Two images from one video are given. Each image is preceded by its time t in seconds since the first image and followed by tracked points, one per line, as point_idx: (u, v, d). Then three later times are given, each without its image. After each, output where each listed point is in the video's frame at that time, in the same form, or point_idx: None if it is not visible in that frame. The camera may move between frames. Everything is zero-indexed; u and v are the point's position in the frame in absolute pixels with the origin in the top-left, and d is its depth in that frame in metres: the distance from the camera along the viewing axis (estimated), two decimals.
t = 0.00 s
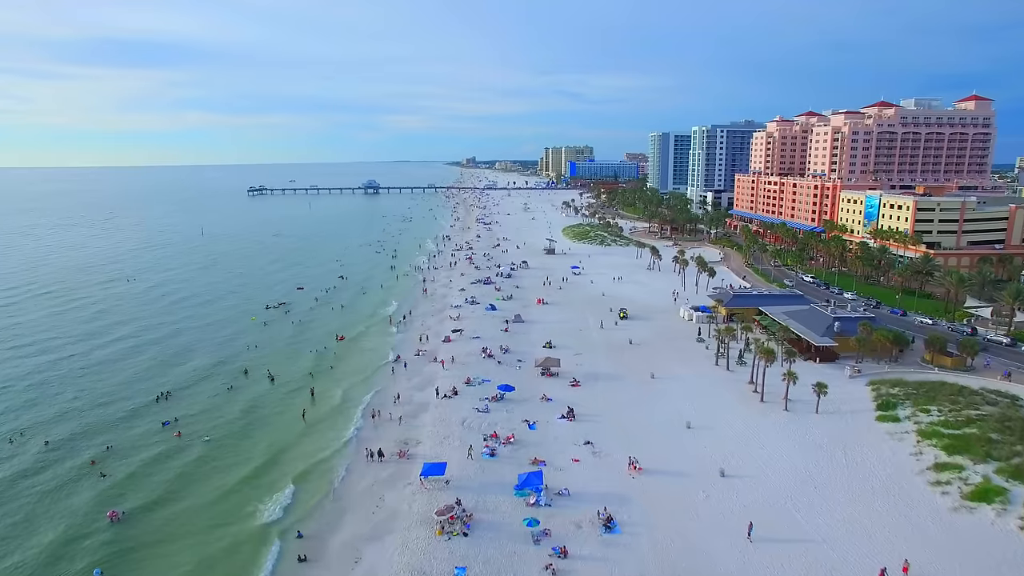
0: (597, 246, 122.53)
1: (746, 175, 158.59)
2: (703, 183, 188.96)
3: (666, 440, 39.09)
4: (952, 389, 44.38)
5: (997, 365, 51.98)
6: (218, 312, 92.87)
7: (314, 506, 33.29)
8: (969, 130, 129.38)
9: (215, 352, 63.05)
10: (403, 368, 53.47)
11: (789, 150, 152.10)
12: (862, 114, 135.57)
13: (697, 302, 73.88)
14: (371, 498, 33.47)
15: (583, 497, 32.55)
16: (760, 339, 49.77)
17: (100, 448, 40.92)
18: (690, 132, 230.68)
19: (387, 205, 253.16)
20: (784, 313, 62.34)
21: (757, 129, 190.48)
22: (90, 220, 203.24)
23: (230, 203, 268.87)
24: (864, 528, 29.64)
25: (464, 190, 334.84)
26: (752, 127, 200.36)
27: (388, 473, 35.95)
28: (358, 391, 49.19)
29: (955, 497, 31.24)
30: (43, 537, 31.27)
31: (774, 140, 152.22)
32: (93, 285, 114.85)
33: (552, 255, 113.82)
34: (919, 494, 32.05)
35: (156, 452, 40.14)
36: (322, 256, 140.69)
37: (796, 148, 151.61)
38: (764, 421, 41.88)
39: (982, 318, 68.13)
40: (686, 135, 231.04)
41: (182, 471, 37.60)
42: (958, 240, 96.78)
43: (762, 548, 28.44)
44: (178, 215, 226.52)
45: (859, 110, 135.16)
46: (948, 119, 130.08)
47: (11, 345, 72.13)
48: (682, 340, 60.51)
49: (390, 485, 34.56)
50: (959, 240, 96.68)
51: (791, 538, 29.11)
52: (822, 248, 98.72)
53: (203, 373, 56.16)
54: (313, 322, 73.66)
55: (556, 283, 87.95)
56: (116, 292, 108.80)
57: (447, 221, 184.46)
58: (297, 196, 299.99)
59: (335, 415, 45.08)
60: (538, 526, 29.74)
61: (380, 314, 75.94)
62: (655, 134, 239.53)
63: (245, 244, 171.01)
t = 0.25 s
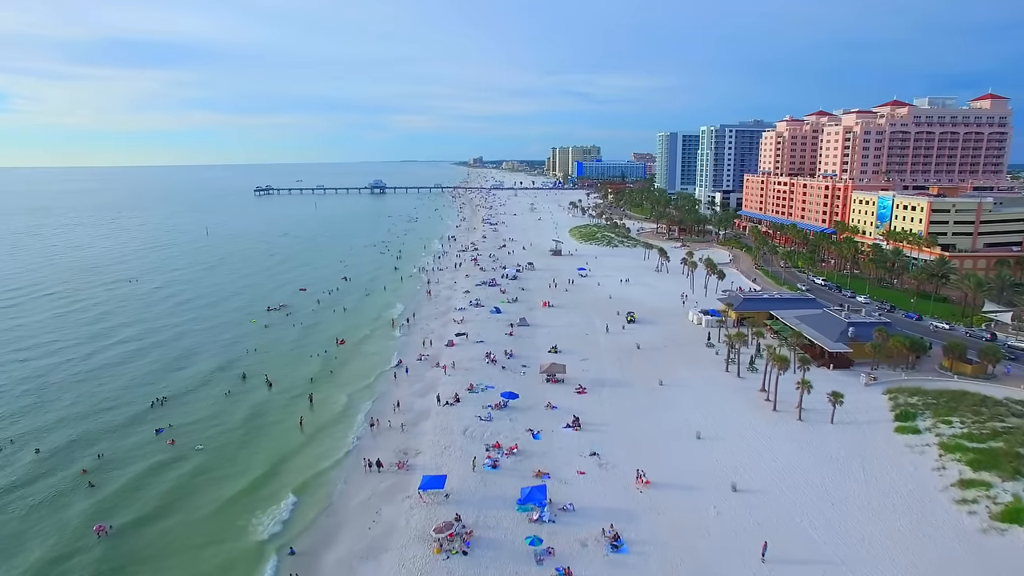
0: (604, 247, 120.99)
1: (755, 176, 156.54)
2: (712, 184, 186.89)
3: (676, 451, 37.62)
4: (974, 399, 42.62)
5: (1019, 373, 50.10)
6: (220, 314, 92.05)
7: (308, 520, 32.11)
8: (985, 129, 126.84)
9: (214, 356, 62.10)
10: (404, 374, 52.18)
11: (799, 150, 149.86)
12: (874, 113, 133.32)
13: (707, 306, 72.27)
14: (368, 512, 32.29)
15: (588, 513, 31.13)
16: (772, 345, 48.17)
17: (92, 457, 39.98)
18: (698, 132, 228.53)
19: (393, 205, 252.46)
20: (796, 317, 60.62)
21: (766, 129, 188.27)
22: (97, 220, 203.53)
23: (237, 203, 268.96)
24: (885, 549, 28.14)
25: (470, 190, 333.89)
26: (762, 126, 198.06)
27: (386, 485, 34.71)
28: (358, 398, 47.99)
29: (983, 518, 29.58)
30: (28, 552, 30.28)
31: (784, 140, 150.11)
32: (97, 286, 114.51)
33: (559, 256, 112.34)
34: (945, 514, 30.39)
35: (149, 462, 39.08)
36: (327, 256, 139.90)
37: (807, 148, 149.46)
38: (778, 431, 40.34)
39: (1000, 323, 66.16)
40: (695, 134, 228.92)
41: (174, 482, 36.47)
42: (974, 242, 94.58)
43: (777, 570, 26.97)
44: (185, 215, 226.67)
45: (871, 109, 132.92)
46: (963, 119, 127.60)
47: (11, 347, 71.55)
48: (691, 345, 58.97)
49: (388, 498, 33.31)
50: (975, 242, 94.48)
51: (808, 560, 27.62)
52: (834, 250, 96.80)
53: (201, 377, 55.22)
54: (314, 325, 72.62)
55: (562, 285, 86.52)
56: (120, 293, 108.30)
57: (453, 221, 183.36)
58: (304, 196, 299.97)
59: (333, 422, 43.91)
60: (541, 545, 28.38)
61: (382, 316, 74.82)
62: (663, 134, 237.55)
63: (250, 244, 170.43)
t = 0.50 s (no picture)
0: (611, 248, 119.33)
1: (765, 176, 154.38)
2: (720, 184, 184.69)
3: (686, 464, 36.05)
4: (998, 410, 40.83)
5: None
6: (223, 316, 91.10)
7: (302, 536, 30.84)
8: (1001, 129, 124.28)
9: (214, 360, 61.04)
10: (406, 380, 50.83)
11: (810, 150, 147.64)
12: (887, 113, 130.99)
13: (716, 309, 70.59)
14: (364, 527, 30.98)
15: (594, 530, 29.64)
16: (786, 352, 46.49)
17: (83, 466, 38.95)
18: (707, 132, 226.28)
19: (400, 205, 251.55)
20: (809, 322, 58.85)
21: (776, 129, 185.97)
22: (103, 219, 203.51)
23: (243, 203, 268.79)
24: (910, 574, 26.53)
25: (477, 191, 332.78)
26: (772, 126, 195.68)
27: (384, 498, 33.40)
28: (357, 405, 46.66)
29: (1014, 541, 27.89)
30: (10, 567, 29.19)
31: (795, 140, 147.91)
32: (101, 286, 113.95)
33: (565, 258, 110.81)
34: (973, 537, 28.75)
35: (142, 471, 37.97)
36: (332, 257, 138.94)
37: (818, 148, 147.19)
38: (792, 442, 38.71)
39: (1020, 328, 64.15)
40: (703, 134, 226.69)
41: (166, 494, 35.34)
42: (991, 245, 92.32)
43: None
44: (192, 215, 226.49)
45: (884, 109, 130.62)
46: (978, 118, 125.10)
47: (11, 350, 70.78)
48: (701, 350, 57.33)
49: (385, 512, 31.98)
50: (992, 244, 92.22)
51: None
52: (846, 252, 94.78)
53: (199, 382, 54.15)
54: (316, 328, 71.45)
55: (568, 288, 84.98)
56: (123, 294, 107.59)
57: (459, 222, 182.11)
58: (310, 196, 299.66)
59: (331, 431, 42.64)
60: (545, 565, 26.96)
61: (385, 319, 73.57)
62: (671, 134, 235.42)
63: (256, 244, 169.78)
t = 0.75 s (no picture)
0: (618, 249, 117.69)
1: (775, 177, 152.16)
2: (730, 184, 182.45)
3: (697, 478, 34.44)
4: None
5: None
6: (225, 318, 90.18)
7: (295, 553, 29.54)
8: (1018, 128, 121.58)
9: (214, 364, 60.00)
10: (407, 386, 49.44)
11: (822, 150, 145.36)
12: (901, 112, 128.62)
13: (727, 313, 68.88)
14: (360, 544, 29.64)
15: (600, 550, 28.14)
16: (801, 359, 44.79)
17: (74, 475, 37.93)
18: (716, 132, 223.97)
19: (406, 205, 250.73)
20: (823, 326, 57.10)
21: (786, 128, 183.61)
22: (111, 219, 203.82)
23: (250, 203, 268.82)
24: None
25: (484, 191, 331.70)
26: (782, 126, 193.32)
27: (382, 512, 32.07)
28: (356, 413, 45.32)
29: None
30: None
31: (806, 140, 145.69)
32: (106, 287, 113.48)
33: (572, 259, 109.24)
34: (1004, 562, 27.08)
35: (136, 483, 36.85)
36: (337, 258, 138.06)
37: (829, 148, 144.89)
38: (808, 455, 37.02)
39: None
40: (712, 134, 224.40)
41: (157, 507, 34.22)
42: (1009, 246, 89.99)
43: None
44: (199, 215, 226.55)
45: (898, 108, 128.20)
46: (995, 117, 122.46)
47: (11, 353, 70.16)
48: (711, 356, 55.71)
49: (382, 528, 30.62)
50: (1010, 246, 89.89)
51: None
52: (859, 254, 92.71)
53: (198, 388, 53.09)
54: (318, 332, 70.27)
55: (575, 290, 83.43)
56: (127, 295, 107.02)
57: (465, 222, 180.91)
58: (317, 195, 299.55)
59: (329, 440, 41.35)
60: None
61: (388, 322, 72.29)
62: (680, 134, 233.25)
63: (261, 245, 169.15)
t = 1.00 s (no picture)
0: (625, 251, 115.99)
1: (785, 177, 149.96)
2: (739, 185, 180.21)
3: (709, 493, 32.85)
4: None
5: None
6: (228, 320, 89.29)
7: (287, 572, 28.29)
8: None
9: (213, 368, 59.01)
10: (408, 392, 48.10)
11: (833, 150, 143.04)
12: (914, 111, 126.17)
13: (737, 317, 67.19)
14: (354, 562, 28.32)
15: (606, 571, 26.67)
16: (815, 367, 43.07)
17: (64, 486, 36.95)
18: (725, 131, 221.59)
19: (412, 205, 249.76)
20: (837, 332, 55.32)
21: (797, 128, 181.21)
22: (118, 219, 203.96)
23: (257, 203, 268.69)
24: None
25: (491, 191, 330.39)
26: (792, 125, 190.84)
27: (378, 528, 30.76)
28: (355, 421, 44.04)
29: None
30: None
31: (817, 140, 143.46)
32: (110, 288, 112.94)
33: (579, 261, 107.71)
34: None
35: (127, 495, 35.76)
36: (342, 259, 137.15)
37: (841, 148, 142.57)
38: (825, 469, 35.35)
39: None
40: (721, 134, 222.01)
41: (146, 520, 33.11)
42: None
43: None
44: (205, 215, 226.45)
45: (911, 107, 125.79)
46: (1012, 116, 119.79)
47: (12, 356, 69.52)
48: (721, 362, 54.08)
49: (378, 545, 29.30)
50: None
51: None
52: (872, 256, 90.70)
53: (195, 393, 52.05)
54: (319, 335, 69.13)
55: (582, 293, 81.88)
56: (130, 296, 106.39)
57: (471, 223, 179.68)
58: (324, 195, 299.21)
59: (326, 449, 40.09)
60: None
61: (391, 325, 71.09)
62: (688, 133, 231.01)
63: (267, 245, 168.42)
